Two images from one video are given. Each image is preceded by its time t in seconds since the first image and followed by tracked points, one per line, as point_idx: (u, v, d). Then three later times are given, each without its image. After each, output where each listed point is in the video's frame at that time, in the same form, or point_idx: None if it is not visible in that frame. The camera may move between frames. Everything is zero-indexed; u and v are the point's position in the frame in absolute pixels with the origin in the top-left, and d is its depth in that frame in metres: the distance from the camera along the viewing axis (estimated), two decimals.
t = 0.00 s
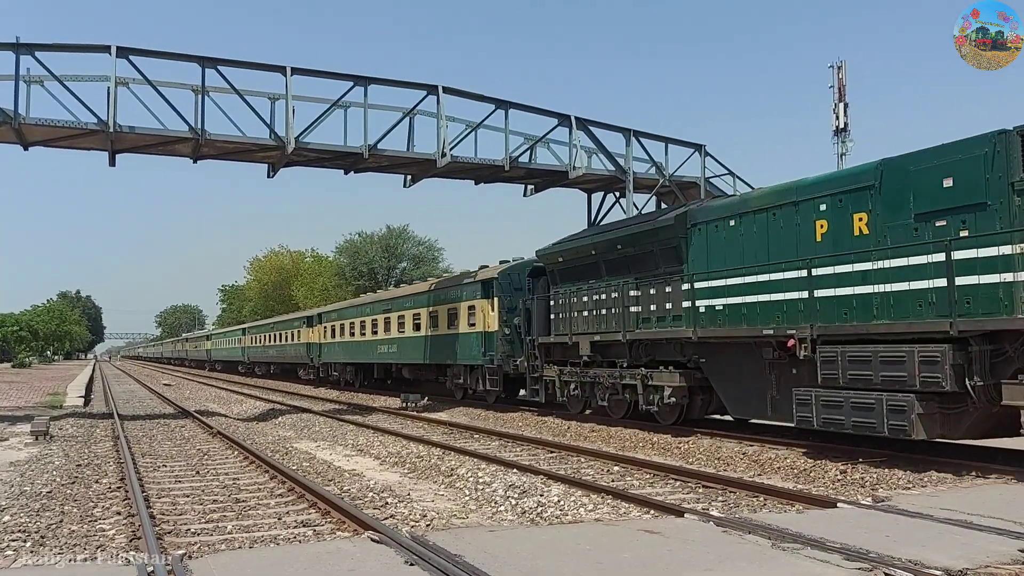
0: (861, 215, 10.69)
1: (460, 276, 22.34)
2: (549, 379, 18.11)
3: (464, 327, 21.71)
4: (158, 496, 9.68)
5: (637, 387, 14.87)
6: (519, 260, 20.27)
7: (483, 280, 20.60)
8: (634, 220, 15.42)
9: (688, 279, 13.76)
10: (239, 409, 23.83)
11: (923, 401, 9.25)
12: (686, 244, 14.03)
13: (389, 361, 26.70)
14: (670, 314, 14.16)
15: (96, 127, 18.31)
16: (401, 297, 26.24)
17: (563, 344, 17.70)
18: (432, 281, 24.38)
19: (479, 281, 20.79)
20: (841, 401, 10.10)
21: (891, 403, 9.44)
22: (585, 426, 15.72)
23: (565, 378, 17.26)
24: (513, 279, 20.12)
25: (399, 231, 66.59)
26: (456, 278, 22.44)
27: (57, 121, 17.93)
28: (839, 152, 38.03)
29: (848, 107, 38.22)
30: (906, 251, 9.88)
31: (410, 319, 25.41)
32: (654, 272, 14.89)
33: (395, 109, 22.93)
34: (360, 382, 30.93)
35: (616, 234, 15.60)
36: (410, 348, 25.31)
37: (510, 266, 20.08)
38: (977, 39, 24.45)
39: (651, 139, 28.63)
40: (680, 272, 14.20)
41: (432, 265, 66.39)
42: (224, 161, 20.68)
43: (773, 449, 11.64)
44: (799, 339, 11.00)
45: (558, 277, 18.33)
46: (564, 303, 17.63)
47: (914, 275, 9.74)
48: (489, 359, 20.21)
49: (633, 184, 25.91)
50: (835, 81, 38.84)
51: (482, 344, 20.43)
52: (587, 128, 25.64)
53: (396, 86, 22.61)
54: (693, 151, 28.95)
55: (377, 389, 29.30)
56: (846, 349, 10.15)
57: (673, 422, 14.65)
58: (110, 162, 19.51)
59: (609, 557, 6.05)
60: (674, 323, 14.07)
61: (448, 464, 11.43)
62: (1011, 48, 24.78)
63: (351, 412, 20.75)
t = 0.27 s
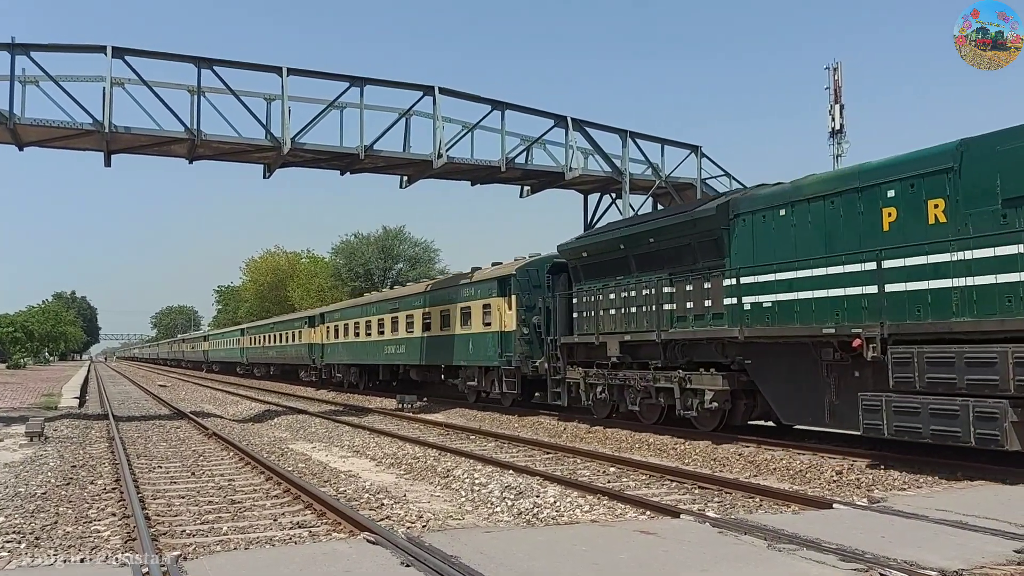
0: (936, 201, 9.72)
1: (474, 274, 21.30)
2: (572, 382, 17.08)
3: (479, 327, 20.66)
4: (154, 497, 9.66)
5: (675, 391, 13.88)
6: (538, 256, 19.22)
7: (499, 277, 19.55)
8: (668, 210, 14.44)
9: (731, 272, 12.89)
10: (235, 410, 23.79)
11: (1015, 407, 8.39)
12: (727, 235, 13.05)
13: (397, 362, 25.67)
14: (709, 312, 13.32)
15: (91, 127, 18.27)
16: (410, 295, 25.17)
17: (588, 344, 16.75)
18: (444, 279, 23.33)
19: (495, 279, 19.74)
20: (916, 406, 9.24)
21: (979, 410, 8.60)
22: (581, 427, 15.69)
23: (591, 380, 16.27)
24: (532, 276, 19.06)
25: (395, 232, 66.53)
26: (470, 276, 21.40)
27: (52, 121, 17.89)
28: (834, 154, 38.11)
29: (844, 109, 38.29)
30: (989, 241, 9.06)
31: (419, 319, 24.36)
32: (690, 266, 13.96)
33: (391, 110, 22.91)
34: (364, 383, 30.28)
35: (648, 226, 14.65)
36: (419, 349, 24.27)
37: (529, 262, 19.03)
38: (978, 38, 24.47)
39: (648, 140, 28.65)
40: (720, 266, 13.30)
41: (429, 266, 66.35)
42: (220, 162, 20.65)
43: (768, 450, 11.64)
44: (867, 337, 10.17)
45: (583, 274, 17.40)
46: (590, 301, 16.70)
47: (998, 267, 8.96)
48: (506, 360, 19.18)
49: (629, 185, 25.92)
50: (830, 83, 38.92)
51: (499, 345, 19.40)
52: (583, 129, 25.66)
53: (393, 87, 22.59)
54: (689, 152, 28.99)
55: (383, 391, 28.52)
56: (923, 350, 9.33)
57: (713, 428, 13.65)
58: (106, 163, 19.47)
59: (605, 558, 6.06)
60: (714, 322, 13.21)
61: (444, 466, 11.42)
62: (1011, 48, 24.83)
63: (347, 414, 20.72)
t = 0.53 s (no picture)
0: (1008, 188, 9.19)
1: (489, 270, 20.35)
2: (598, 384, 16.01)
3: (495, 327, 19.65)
4: (150, 498, 9.64)
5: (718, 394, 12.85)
6: (559, 251, 18.34)
7: (517, 274, 18.64)
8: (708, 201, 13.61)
9: (784, 267, 12.01)
10: (230, 410, 23.77)
11: None
12: (777, 226, 12.33)
13: (405, 363, 24.72)
14: (755, 309, 12.42)
15: (87, 128, 18.24)
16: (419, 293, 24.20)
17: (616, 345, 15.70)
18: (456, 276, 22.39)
19: (513, 276, 18.83)
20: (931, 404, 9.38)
21: (990, 411, 8.60)
22: (577, 428, 15.69)
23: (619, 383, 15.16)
24: (552, 272, 18.17)
25: (391, 232, 66.47)
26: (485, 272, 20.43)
27: (47, 122, 17.86)
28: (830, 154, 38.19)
29: (839, 109, 38.37)
30: None
31: (428, 317, 23.42)
32: (733, 260, 13.07)
33: (387, 110, 22.91)
34: (367, 384, 29.60)
35: (686, 217, 13.75)
36: (428, 349, 23.33)
37: (549, 257, 18.13)
38: (978, 38, 24.48)
39: (643, 141, 28.70)
40: (768, 260, 12.45)
41: (425, 267, 66.30)
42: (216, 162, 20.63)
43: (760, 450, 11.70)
44: (946, 335, 9.28)
45: (608, 269, 16.38)
46: (617, 298, 15.65)
47: None
48: (525, 361, 18.22)
49: (625, 186, 25.96)
50: (826, 84, 38.97)
51: (517, 345, 18.45)
52: (579, 130, 25.69)
53: (389, 87, 22.59)
54: (685, 153, 29.05)
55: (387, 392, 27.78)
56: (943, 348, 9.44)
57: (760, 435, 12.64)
58: (101, 164, 19.44)
59: (602, 558, 6.06)
60: (761, 321, 12.30)
61: (441, 466, 11.42)
62: (1011, 47, 24.88)
63: (343, 414, 20.71)
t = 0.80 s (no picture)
0: None
1: (508, 265, 19.40)
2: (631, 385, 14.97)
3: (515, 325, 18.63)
4: (147, 498, 9.61)
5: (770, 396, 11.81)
6: (585, 244, 17.41)
7: (538, 268, 17.73)
8: (757, 189, 12.64)
9: (845, 258, 10.95)
10: (228, 410, 23.72)
11: None
12: (838, 213, 11.23)
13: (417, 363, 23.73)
14: (811, 304, 11.35)
15: (84, 127, 18.22)
16: (432, 290, 23.23)
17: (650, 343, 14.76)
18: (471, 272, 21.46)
19: (534, 271, 17.92)
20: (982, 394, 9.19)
21: None
22: (575, 428, 15.67)
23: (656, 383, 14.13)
24: (577, 267, 17.21)
25: (389, 232, 66.42)
26: (504, 268, 19.50)
27: (44, 121, 17.83)
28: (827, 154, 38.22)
29: (836, 109, 38.41)
30: None
31: (442, 315, 22.46)
32: (784, 251, 12.05)
33: (385, 110, 22.90)
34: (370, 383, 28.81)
35: (732, 205, 12.75)
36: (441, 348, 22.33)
37: (575, 251, 17.16)
38: (978, 38, 24.49)
39: (641, 141, 28.73)
40: (826, 250, 11.39)
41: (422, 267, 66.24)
42: (213, 162, 20.60)
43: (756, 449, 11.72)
44: None
45: (640, 263, 15.32)
46: (650, 294, 14.62)
47: None
48: (548, 361, 17.26)
49: (622, 186, 25.97)
50: (824, 84, 39.01)
51: (539, 344, 17.50)
52: (576, 129, 25.71)
53: (386, 87, 22.58)
54: (683, 153, 29.09)
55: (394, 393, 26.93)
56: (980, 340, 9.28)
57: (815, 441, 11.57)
58: (98, 163, 19.40)
59: (600, 558, 6.05)
60: (819, 316, 11.23)
61: (438, 466, 11.41)
62: (1011, 47, 24.92)
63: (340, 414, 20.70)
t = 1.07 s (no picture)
0: None
1: (529, 260, 18.14)
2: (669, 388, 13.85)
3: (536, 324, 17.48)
4: (145, 499, 9.61)
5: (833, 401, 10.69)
6: (613, 238, 16.14)
7: (563, 263, 16.50)
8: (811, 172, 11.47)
9: (917, 248, 9.91)
10: (226, 411, 23.72)
11: None
12: (908, 198, 10.13)
13: (428, 363, 22.51)
14: (877, 299, 10.28)
15: (82, 128, 18.21)
16: (445, 288, 21.93)
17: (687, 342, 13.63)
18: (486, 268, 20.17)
19: (558, 266, 16.67)
20: None
21: None
22: (573, 428, 15.67)
23: (698, 387, 13.02)
24: (605, 262, 15.96)
25: (387, 232, 66.39)
26: (524, 264, 18.23)
27: (42, 121, 17.81)
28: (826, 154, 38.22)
29: (834, 109, 38.41)
30: None
31: (456, 314, 21.22)
32: (845, 241, 10.91)
33: (383, 110, 22.90)
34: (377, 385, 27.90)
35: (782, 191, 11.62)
36: (455, 348, 21.10)
37: (603, 244, 15.91)
38: (979, 38, 24.46)
39: (639, 142, 28.73)
40: (893, 239, 10.31)
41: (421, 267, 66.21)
42: (211, 162, 20.59)
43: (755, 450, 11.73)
44: None
45: (676, 256, 14.16)
46: (688, 289, 13.58)
47: None
48: (574, 362, 16.12)
49: (621, 186, 25.96)
50: (822, 85, 39.04)
51: (565, 343, 16.33)
52: (574, 130, 25.71)
53: (384, 87, 22.57)
54: (681, 153, 29.09)
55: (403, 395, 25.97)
56: None
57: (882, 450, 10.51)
58: (97, 164, 19.40)
59: (599, 558, 6.05)
60: (886, 313, 10.17)
61: (437, 466, 11.41)
62: (1011, 47, 24.92)
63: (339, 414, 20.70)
